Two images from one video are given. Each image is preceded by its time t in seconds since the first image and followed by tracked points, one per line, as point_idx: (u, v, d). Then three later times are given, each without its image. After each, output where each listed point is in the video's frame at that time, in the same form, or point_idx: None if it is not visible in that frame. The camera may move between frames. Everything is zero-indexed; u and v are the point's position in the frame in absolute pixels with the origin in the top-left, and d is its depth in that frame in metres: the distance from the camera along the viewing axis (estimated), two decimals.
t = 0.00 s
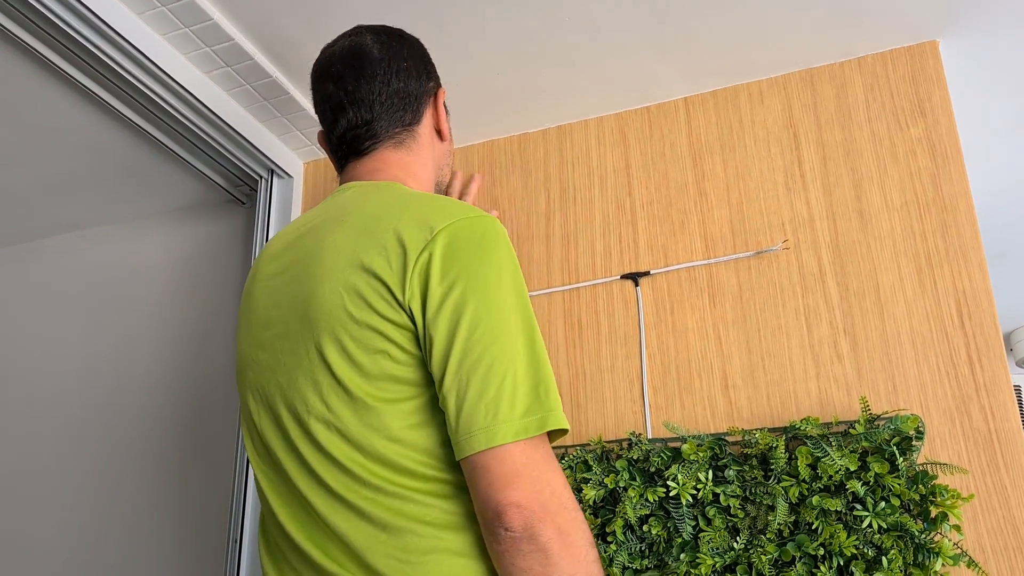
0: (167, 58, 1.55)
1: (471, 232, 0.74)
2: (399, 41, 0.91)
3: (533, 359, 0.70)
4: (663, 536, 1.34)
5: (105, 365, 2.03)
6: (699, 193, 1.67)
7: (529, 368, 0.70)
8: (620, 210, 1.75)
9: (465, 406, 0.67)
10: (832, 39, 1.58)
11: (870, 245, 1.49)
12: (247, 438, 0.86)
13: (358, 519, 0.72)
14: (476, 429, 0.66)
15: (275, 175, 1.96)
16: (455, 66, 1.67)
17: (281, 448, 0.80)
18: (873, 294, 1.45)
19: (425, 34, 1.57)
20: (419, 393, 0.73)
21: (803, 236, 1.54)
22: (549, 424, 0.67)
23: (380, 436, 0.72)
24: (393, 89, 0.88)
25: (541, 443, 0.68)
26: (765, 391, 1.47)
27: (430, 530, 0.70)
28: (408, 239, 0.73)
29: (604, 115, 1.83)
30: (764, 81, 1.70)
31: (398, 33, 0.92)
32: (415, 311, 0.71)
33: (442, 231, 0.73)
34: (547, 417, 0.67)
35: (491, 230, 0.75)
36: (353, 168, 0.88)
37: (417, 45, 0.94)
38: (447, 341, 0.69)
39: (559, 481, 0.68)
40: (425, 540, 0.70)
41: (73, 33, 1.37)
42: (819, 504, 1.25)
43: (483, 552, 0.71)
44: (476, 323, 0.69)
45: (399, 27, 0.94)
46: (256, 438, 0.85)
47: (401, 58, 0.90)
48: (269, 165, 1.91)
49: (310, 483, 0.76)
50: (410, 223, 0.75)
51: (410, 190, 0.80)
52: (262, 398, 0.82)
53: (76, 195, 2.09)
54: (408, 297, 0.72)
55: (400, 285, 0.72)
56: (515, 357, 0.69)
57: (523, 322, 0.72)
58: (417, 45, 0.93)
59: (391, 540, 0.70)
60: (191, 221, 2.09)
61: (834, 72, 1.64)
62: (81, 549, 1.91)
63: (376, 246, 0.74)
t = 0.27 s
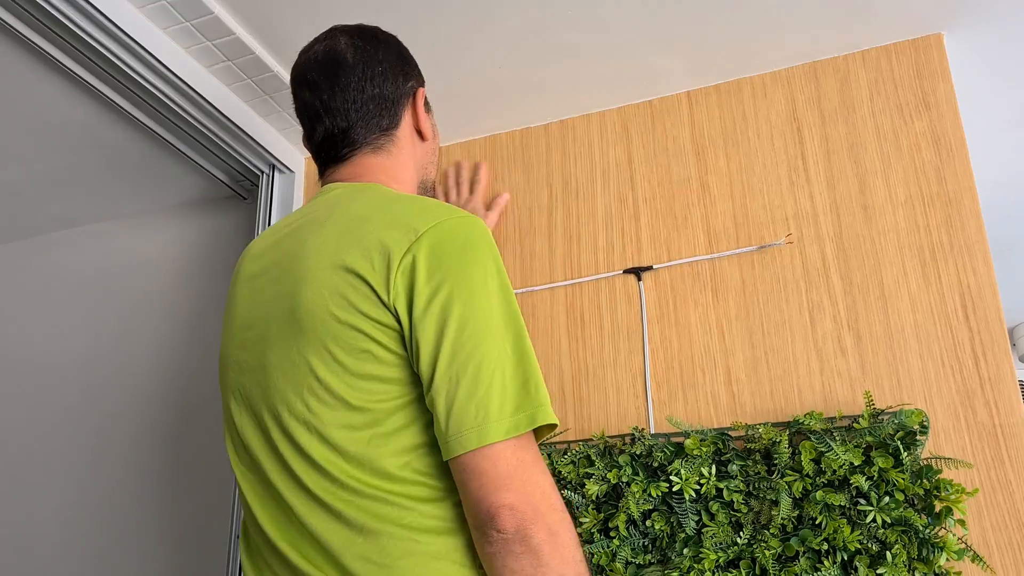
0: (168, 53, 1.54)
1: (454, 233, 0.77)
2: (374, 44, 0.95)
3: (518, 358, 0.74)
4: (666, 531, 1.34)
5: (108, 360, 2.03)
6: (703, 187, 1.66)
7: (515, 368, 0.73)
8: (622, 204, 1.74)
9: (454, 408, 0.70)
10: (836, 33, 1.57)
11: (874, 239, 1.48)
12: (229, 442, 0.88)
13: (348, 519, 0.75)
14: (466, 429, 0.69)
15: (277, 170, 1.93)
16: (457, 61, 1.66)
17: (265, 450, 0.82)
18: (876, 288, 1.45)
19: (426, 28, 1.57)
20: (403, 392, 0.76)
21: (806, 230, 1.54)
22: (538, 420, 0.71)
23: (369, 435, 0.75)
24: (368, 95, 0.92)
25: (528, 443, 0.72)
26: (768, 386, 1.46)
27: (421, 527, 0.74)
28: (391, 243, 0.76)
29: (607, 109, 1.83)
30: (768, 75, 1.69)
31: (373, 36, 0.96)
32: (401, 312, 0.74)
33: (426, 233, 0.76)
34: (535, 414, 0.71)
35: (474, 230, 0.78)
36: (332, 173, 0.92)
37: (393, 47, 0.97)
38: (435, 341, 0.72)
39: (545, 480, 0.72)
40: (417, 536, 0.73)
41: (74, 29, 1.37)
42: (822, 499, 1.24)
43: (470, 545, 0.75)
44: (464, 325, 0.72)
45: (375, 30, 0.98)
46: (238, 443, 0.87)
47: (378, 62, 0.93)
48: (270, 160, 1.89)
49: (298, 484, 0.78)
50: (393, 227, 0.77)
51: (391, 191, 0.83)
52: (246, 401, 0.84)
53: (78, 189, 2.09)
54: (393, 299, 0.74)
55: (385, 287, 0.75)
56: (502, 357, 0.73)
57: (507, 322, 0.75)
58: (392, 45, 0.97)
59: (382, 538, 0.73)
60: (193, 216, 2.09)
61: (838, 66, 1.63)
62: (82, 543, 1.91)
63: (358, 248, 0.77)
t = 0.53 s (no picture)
0: (172, 50, 1.54)
1: (437, 237, 0.78)
2: (351, 47, 0.94)
3: (500, 362, 0.75)
4: (670, 528, 1.34)
5: (110, 358, 2.03)
6: (706, 184, 1.66)
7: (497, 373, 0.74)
8: (626, 201, 1.74)
9: (436, 411, 0.71)
10: (840, 29, 1.57)
11: (878, 235, 1.48)
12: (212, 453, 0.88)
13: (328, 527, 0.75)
14: (448, 434, 0.70)
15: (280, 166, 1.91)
16: (460, 57, 1.66)
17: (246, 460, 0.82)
18: (880, 285, 1.44)
19: (429, 25, 1.56)
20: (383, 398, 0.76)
21: (810, 227, 1.53)
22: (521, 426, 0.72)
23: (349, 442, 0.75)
24: (346, 100, 0.92)
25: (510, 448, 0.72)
26: (772, 383, 1.46)
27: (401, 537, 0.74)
28: (371, 246, 0.76)
29: (610, 106, 1.82)
30: (771, 71, 1.69)
31: (351, 38, 0.96)
32: (381, 315, 0.74)
33: (408, 235, 0.77)
34: (518, 420, 0.72)
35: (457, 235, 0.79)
36: (313, 178, 0.93)
37: (369, 47, 0.96)
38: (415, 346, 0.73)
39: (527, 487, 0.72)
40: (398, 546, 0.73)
41: (77, 26, 1.36)
42: (827, 496, 1.24)
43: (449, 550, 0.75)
44: (444, 330, 0.73)
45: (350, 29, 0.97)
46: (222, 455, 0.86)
47: (355, 65, 0.93)
48: (273, 157, 1.87)
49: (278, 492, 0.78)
50: (372, 230, 0.77)
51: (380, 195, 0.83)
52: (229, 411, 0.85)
53: (80, 186, 2.09)
54: (373, 303, 0.75)
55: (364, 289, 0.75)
56: (484, 362, 0.73)
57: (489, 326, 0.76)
58: (371, 47, 0.97)
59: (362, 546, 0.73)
60: (195, 214, 2.09)
61: (841, 62, 1.63)
62: (84, 540, 1.90)
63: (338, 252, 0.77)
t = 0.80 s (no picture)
0: (173, 47, 1.54)
1: (406, 238, 0.76)
2: (354, 43, 0.93)
3: (460, 366, 0.72)
4: (671, 525, 1.34)
5: (112, 354, 2.03)
6: (708, 180, 1.66)
7: (454, 377, 0.71)
8: (627, 198, 1.73)
9: (387, 415, 0.69)
10: (842, 24, 1.56)
11: (880, 231, 1.47)
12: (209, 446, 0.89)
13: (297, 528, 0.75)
14: (397, 441, 0.68)
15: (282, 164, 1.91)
16: (461, 54, 1.66)
17: (233, 456, 0.84)
18: (882, 281, 1.44)
19: (429, 20, 1.56)
20: (350, 400, 0.75)
21: (812, 223, 1.53)
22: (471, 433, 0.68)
23: (316, 444, 0.75)
24: (344, 97, 0.91)
25: (465, 454, 0.70)
26: (774, 379, 1.46)
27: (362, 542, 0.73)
28: (336, 247, 0.76)
29: (612, 102, 1.82)
30: (774, 67, 1.68)
31: (356, 33, 0.95)
32: (340, 317, 0.73)
33: (373, 236, 0.76)
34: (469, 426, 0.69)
35: (430, 236, 0.77)
36: (315, 177, 0.93)
37: (375, 42, 0.95)
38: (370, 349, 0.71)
39: (482, 496, 0.70)
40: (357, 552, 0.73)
41: (77, 22, 1.36)
42: (829, 493, 1.24)
43: (405, 559, 0.73)
44: (399, 332, 0.71)
45: (357, 24, 0.96)
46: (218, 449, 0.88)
47: (355, 61, 0.92)
48: (275, 155, 1.87)
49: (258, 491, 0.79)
50: (340, 231, 0.77)
51: (364, 196, 0.82)
52: (221, 409, 0.86)
53: (83, 182, 2.09)
54: (333, 305, 0.74)
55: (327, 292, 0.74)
56: (440, 365, 0.71)
57: (455, 330, 0.73)
58: (377, 41, 0.95)
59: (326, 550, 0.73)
60: (196, 210, 2.09)
61: (844, 58, 1.62)
62: (86, 536, 1.90)
63: (309, 255, 0.77)
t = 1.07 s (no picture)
0: (179, 44, 1.53)
1: (394, 239, 0.75)
2: (361, 44, 0.92)
3: (438, 367, 0.70)
4: (676, 521, 1.34)
5: (118, 350, 2.03)
6: (713, 176, 1.65)
7: (430, 379, 0.70)
8: (632, 194, 1.73)
9: (359, 414, 0.68)
10: (848, 20, 1.56)
11: (886, 228, 1.47)
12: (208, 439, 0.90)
13: (280, 524, 0.75)
14: (366, 440, 0.67)
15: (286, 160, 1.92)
16: (466, 49, 1.65)
17: (227, 449, 0.84)
18: (888, 277, 1.44)
19: (435, 15, 1.56)
20: (333, 399, 0.75)
21: (818, 219, 1.53)
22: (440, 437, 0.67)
23: (300, 442, 0.75)
24: (343, 102, 0.91)
25: (436, 456, 0.67)
26: (779, 376, 1.45)
27: (338, 541, 0.72)
28: (325, 243, 0.75)
29: (617, 98, 1.81)
30: (779, 63, 1.68)
31: (369, 33, 0.92)
32: (324, 315, 0.73)
33: (361, 236, 0.75)
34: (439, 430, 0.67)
35: (420, 238, 0.76)
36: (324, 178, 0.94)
37: (385, 42, 0.93)
38: (348, 347, 0.71)
39: (447, 495, 0.67)
40: (333, 549, 0.72)
41: (82, 18, 1.36)
42: (834, 489, 1.23)
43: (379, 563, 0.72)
44: (377, 331, 0.70)
45: (373, 21, 0.94)
46: (216, 442, 0.88)
47: (357, 65, 0.91)
48: (280, 151, 1.87)
49: (246, 486, 0.79)
50: (331, 227, 0.77)
51: (362, 196, 0.81)
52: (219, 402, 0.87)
53: (89, 178, 2.09)
54: (318, 302, 0.74)
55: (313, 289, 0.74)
56: (417, 365, 0.70)
57: (436, 333, 0.72)
58: (389, 42, 0.93)
59: (306, 545, 0.73)
60: (201, 207, 2.09)
61: (849, 54, 1.62)
62: (91, 532, 1.90)
63: (301, 253, 0.78)
